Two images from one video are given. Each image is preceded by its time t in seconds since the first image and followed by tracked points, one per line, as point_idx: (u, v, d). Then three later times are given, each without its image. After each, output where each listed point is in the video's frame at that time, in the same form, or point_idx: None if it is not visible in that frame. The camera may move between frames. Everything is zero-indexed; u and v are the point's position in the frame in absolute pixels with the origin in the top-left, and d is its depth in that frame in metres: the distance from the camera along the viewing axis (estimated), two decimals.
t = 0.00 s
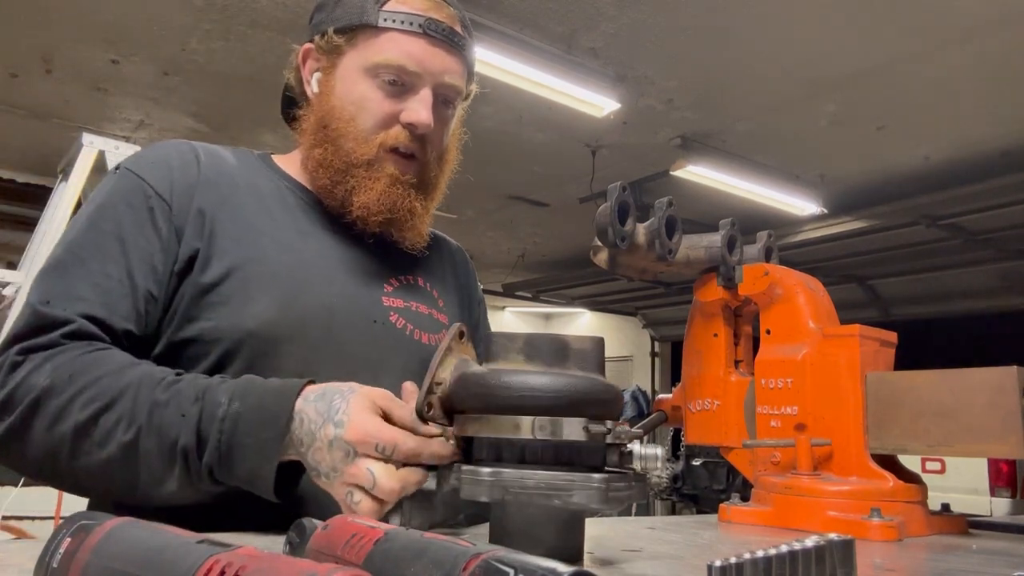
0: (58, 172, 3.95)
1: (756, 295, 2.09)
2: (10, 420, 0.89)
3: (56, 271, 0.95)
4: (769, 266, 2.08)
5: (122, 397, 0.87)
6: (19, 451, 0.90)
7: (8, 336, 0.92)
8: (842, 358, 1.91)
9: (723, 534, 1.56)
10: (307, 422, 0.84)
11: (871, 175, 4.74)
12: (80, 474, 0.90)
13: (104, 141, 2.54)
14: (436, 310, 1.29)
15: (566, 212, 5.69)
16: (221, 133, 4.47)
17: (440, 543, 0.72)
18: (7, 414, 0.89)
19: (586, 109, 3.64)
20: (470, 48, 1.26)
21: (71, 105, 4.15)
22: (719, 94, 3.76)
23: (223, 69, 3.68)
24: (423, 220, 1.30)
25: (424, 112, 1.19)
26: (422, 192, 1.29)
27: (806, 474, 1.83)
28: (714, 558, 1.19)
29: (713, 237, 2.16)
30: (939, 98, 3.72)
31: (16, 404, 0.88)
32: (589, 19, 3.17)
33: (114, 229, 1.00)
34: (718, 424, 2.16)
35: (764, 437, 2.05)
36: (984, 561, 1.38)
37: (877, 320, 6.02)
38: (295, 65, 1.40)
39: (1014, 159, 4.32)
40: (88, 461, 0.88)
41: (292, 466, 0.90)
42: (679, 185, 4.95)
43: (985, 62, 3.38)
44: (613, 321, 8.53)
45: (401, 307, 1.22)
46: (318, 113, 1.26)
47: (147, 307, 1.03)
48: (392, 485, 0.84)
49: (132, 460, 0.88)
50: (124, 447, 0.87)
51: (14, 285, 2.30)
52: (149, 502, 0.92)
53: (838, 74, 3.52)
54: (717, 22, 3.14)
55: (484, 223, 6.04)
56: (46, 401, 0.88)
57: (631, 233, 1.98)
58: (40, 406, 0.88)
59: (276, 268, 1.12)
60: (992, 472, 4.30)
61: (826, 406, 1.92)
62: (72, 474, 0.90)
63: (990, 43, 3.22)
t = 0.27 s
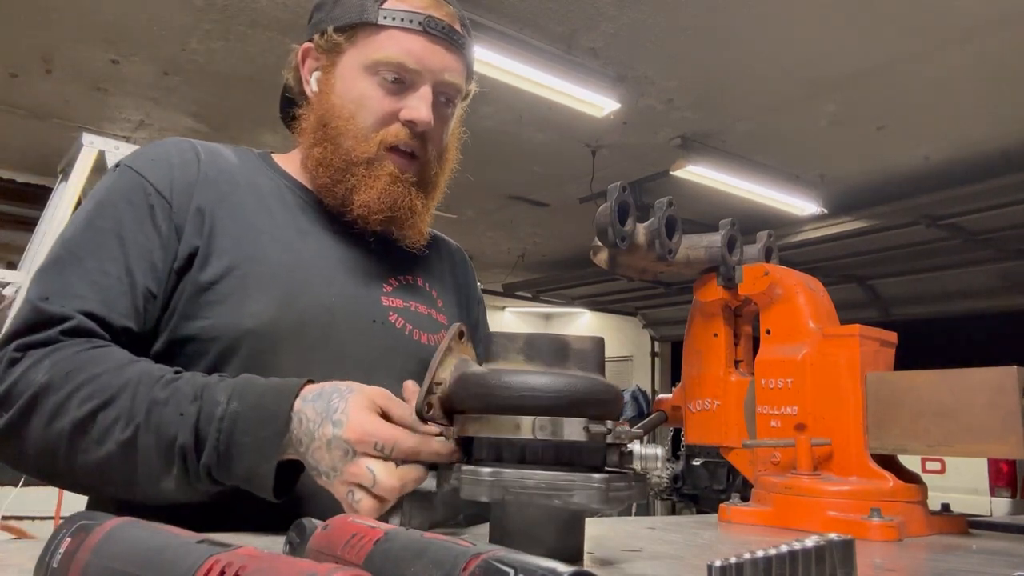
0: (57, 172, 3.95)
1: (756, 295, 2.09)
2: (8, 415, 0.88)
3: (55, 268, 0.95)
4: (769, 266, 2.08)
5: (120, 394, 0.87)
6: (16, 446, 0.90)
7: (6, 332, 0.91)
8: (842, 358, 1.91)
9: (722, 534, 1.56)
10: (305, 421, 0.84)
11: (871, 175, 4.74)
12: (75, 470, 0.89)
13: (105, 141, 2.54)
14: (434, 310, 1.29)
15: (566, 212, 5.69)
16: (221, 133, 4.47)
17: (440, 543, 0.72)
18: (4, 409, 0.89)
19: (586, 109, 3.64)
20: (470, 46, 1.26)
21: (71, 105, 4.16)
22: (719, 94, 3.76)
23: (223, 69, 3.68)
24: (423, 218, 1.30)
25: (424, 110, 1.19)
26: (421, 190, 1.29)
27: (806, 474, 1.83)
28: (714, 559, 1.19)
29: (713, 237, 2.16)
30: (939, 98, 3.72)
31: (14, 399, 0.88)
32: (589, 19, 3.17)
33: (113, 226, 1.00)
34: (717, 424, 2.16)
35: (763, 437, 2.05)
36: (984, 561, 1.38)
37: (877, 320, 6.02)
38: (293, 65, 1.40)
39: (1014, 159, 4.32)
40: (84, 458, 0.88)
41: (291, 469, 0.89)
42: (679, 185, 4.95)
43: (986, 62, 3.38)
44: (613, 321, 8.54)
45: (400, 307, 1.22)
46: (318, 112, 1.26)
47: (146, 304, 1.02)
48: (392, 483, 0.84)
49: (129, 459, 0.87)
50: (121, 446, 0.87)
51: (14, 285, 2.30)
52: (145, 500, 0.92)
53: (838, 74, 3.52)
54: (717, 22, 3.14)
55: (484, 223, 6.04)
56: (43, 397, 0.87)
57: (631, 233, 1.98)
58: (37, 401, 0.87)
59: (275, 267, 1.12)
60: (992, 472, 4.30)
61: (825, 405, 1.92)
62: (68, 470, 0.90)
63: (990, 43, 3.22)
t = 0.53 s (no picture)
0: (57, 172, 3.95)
1: (756, 295, 2.09)
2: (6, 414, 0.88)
3: (55, 266, 0.94)
4: (769, 266, 2.09)
5: (120, 394, 0.87)
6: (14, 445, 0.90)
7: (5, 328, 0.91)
8: (842, 358, 1.91)
9: (723, 534, 1.56)
10: (305, 420, 0.83)
11: (871, 175, 4.74)
12: (74, 469, 0.89)
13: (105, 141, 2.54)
14: (433, 310, 1.29)
15: (566, 212, 5.69)
16: (221, 133, 4.47)
17: (440, 543, 0.72)
18: (3, 408, 0.89)
19: (587, 109, 3.64)
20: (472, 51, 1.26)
21: (71, 105, 4.16)
22: (719, 94, 3.76)
23: (223, 69, 3.68)
24: (421, 221, 1.30)
25: (424, 115, 1.19)
26: (419, 194, 1.30)
27: (806, 475, 1.83)
28: (713, 559, 1.19)
29: (713, 237, 2.16)
30: (939, 98, 3.72)
31: (12, 398, 0.88)
32: (589, 19, 3.17)
33: (113, 224, 1.00)
34: (717, 424, 2.16)
35: (763, 437, 2.05)
36: (984, 561, 1.38)
37: (877, 319, 6.02)
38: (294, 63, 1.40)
39: (1014, 159, 4.31)
40: (83, 457, 0.88)
41: (291, 470, 0.89)
42: (679, 185, 4.95)
43: (986, 62, 3.38)
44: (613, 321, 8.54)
45: (399, 307, 1.22)
46: (317, 113, 1.26)
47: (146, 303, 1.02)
48: (393, 481, 0.83)
49: (128, 460, 0.87)
50: (121, 447, 0.86)
51: (14, 285, 2.30)
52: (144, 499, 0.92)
53: (838, 74, 3.52)
54: (717, 22, 3.14)
55: (484, 223, 6.04)
56: (42, 394, 0.87)
57: (631, 233, 1.98)
58: (36, 399, 0.87)
59: (275, 267, 1.12)
60: (992, 472, 4.30)
61: (825, 405, 1.92)
62: (66, 469, 0.90)
63: (990, 43, 3.22)
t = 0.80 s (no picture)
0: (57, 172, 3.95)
1: (756, 295, 2.09)
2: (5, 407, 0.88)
3: (55, 261, 0.94)
4: (769, 266, 2.09)
5: (119, 389, 0.87)
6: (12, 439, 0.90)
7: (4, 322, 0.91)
8: (842, 358, 1.91)
9: (722, 534, 1.56)
10: (306, 419, 0.83)
11: (871, 175, 4.74)
12: (73, 464, 0.89)
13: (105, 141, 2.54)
14: (432, 309, 1.30)
15: (566, 212, 5.69)
16: (221, 133, 4.47)
17: (440, 542, 0.72)
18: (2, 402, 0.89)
19: (587, 109, 3.65)
20: (470, 54, 1.26)
21: (71, 105, 4.16)
22: (719, 94, 3.76)
23: (224, 69, 3.68)
24: (418, 222, 1.30)
25: (421, 118, 1.19)
26: (416, 195, 1.30)
27: (806, 474, 1.83)
28: (713, 559, 1.19)
29: (713, 237, 2.16)
30: (939, 98, 3.72)
31: (10, 392, 0.88)
32: (589, 19, 3.17)
33: (113, 221, 1.00)
34: (717, 423, 2.16)
35: (764, 437, 2.05)
36: (984, 561, 1.38)
37: (877, 319, 6.02)
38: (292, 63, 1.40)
39: (1014, 159, 4.31)
40: (82, 453, 0.88)
41: (291, 465, 0.89)
42: (679, 185, 4.95)
43: (986, 62, 3.38)
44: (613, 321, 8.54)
45: (398, 307, 1.22)
46: (315, 113, 1.26)
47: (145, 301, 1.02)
48: (394, 482, 0.84)
49: (127, 455, 0.87)
50: (120, 441, 0.86)
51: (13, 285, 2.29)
52: (143, 495, 0.92)
53: (838, 73, 3.52)
54: (717, 22, 3.14)
55: (484, 223, 6.03)
56: (41, 390, 0.87)
57: (631, 233, 1.98)
58: (35, 393, 0.87)
59: (275, 266, 1.12)
60: (992, 472, 4.31)
61: (826, 405, 1.92)
62: (65, 464, 0.90)
63: (990, 43, 3.22)
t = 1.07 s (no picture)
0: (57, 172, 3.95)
1: (756, 295, 2.09)
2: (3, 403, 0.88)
3: (55, 258, 0.94)
4: (769, 266, 2.09)
5: (118, 385, 0.87)
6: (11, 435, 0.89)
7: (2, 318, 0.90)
8: (842, 358, 1.91)
9: (722, 533, 1.56)
10: (307, 421, 0.83)
11: (871, 175, 4.74)
12: (72, 462, 0.89)
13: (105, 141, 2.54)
14: (432, 307, 1.30)
15: (566, 212, 5.69)
16: (221, 133, 4.47)
17: (440, 543, 0.72)
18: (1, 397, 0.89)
19: (587, 109, 3.65)
20: (465, 53, 1.26)
21: (71, 105, 4.16)
22: (719, 94, 3.76)
23: (224, 69, 3.68)
24: (415, 221, 1.30)
25: (416, 117, 1.19)
26: (412, 195, 1.30)
27: (807, 474, 1.83)
28: (713, 559, 1.19)
29: (713, 237, 2.16)
30: (939, 98, 3.72)
31: (8, 387, 0.88)
32: (589, 19, 3.17)
33: (113, 217, 0.99)
34: (717, 423, 2.16)
35: (764, 437, 2.05)
36: (984, 561, 1.38)
37: (877, 319, 6.02)
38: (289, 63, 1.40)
39: (1014, 159, 4.31)
40: (81, 451, 0.88)
41: (291, 464, 0.89)
42: (679, 185, 4.95)
43: (986, 62, 3.38)
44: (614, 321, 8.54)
45: (398, 306, 1.22)
46: (311, 113, 1.26)
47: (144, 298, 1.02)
48: (396, 482, 0.84)
49: (126, 453, 0.87)
50: (119, 439, 0.86)
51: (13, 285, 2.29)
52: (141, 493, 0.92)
53: (838, 73, 3.52)
54: (717, 22, 3.14)
55: (484, 223, 6.03)
56: (40, 386, 0.87)
57: (631, 233, 1.98)
58: (34, 389, 0.87)
59: (275, 264, 1.12)
60: (992, 472, 4.31)
61: (826, 405, 1.92)
62: (63, 461, 0.89)
63: (990, 43, 3.22)
